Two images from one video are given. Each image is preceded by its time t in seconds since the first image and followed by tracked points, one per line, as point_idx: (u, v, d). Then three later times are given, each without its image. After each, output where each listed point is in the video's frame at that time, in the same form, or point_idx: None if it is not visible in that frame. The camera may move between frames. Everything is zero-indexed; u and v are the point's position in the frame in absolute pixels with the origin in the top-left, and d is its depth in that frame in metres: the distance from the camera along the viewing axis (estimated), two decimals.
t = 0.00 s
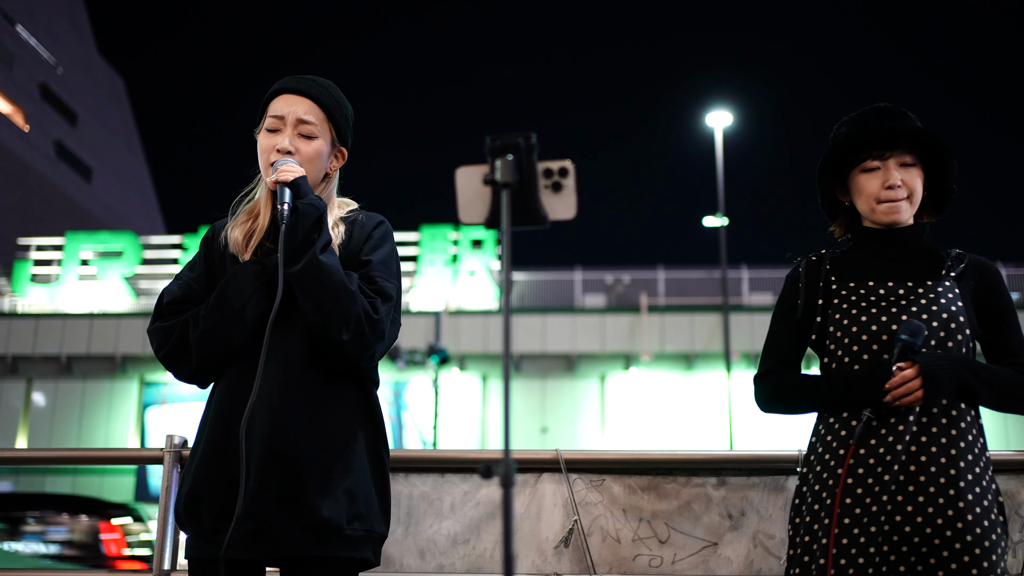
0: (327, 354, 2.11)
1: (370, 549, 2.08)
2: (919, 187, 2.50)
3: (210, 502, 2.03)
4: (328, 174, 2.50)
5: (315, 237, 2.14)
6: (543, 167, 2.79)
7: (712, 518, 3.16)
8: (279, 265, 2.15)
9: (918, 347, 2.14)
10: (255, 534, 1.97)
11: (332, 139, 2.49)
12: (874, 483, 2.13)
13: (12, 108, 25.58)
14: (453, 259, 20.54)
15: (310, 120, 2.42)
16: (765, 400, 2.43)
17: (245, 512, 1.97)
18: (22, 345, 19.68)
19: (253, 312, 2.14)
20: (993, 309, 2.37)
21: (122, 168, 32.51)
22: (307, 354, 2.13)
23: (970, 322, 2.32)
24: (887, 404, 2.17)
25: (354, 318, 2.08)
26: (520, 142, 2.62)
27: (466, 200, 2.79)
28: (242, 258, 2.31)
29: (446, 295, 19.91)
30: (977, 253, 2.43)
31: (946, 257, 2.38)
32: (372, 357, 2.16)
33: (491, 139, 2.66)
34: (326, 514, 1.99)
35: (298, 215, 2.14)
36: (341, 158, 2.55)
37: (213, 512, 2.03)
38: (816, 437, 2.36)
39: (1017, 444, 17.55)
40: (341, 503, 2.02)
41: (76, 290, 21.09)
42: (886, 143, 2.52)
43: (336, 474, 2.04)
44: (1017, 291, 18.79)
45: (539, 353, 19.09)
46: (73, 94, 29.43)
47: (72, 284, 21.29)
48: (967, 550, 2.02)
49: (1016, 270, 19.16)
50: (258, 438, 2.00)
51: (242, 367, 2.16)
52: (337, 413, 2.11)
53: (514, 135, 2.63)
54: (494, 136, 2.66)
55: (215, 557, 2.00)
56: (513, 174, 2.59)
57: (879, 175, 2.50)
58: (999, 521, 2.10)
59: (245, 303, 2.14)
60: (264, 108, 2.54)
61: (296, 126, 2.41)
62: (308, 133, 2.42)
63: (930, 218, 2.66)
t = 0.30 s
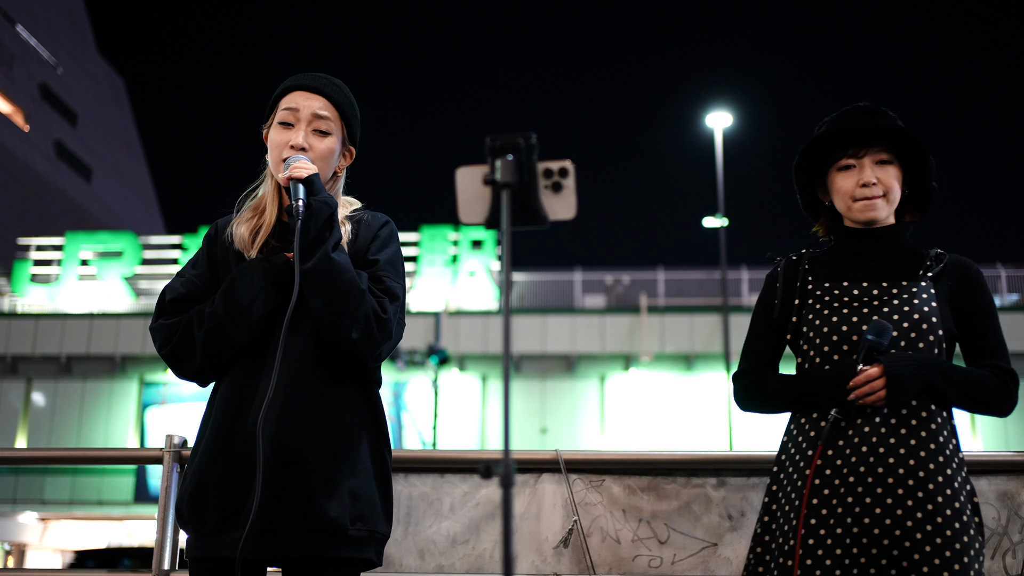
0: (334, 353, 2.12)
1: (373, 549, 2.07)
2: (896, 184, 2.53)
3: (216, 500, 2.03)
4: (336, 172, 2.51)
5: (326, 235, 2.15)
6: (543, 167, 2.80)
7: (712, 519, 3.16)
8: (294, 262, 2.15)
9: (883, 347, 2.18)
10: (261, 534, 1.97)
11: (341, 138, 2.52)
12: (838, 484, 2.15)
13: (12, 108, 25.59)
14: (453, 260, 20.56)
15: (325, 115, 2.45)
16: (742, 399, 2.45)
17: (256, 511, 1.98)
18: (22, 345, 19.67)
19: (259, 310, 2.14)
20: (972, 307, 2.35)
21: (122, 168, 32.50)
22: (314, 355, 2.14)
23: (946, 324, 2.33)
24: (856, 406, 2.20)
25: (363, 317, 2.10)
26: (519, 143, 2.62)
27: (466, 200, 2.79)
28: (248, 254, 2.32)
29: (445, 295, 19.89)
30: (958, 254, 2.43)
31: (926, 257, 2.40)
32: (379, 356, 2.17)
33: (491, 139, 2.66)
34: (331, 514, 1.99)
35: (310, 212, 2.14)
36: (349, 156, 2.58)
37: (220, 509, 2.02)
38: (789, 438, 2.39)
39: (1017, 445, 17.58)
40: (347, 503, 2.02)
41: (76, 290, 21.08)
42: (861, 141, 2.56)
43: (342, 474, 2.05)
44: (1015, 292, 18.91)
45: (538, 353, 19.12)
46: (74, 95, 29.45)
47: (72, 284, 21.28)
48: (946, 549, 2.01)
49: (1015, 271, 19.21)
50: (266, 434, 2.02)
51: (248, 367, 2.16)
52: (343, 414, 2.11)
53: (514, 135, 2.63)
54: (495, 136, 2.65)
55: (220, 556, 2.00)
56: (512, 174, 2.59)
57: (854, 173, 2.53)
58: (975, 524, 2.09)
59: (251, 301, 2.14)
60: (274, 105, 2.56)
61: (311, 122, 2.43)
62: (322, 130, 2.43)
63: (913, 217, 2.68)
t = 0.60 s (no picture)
0: (342, 353, 2.13)
1: (375, 549, 2.08)
2: (874, 182, 2.53)
3: (219, 496, 2.02)
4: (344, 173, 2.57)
5: (338, 233, 2.16)
6: (543, 167, 2.80)
7: (711, 519, 3.16)
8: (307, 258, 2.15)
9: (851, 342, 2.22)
10: (265, 533, 1.97)
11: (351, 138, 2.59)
12: (814, 485, 2.19)
13: (12, 108, 25.60)
14: (453, 260, 20.58)
15: (340, 114, 2.50)
16: (723, 398, 2.48)
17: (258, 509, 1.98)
18: (21, 346, 19.67)
19: (267, 306, 2.15)
20: (952, 311, 2.40)
21: (122, 168, 32.49)
22: (319, 353, 2.15)
23: (923, 326, 2.35)
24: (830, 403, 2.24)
25: (370, 317, 2.11)
26: (519, 142, 2.62)
27: (467, 199, 2.79)
28: (253, 252, 2.33)
29: (445, 296, 19.90)
30: (941, 255, 2.47)
31: (906, 258, 2.44)
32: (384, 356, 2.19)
33: (491, 139, 2.66)
34: (336, 515, 2.00)
35: (325, 208, 2.16)
36: (356, 157, 2.67)
37: (224, 507, 2.02)
38: (767, 437, 2.42)
39: (1017, 445, 17.61)
40: (349, 503, 2.03)
41: (75, 291, 21.08)
42: (838, 140, 2.58)
43: (345, 474, 2.06)
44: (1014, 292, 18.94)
45: (538, 354, 19.12)
46: (74, 95, 29.46)
47: (72, 284, 21.28)
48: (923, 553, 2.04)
49: (1015, 272, 19.22)
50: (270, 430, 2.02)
51: (254, 368, 2.16)
52: (344, 414, 2.12)
53: (514, 135, 2.64)
54: (495, 135, 2.66)
55: (221, 554, 2.00)
56: (512, 174, 2.59)
57: (832, 171, 2.55)
58: (952, 527, 2.13)
59: (261, 298, 2.15)
60: (285, 101, 2.59)
61: (326, 120, 2.47)
62: (336, 130, 2.48)
63: (895, 218, 2.67)
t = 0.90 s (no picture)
0: (344, 353, 2.14)
1: (374, 550, 2.08)
2: (856, 177, 2.57)
3: (222, 498, 2.02)
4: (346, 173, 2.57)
5: (345, 231, 2.16)
6: (542, 167, 2.79)
7: (711, 520, 3.15)
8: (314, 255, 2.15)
9: (834, 344, 2.21)
10: (271, 534, 1.96)
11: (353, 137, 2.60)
12: (798, 486, 2.19)
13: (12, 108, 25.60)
14: (453, 260, 20.58)
15: (348, 115, 2.50)
16: (705, 396, 2.48)
17: (258, 510, 1.98)
18: (21, 346, 19.67)
19: (273, 304, 2.15)
20: (939, 312, 2.39)
21: (122, 168, 32.49)
22: (321, 351, 2.15)
23: (907, 329, 2.36)
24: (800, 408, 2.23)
25: (374, 315, 2.12)
26: (518, 142, 2.62)
27: (466, 200, 2.79)
28: (257, 248, 2.32)
29: (445, 296, 19.89)
30: (925, 256, 2.48)
31: (892, 258, 2.45)
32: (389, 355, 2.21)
33: (490, 139, 2.66)
34: (338, 516, 2.00)
35: (334, 205, 2.16)
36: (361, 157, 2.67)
37: (225, 507, 2.02)
38: (752, 437, 2.42)
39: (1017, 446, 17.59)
40: (351, 502, 2.04)
41: (75, 290, 21.08)
42: (817, 139, 2.65)
43: (346, 474, 2.06)
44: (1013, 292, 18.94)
45: (538, 354, 19.11)
46: (74, 96, 29.47)
47: (72, 285, 21.28)
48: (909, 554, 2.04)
49: (1015, 272, 19.24)
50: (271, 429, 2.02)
51: (255, 366, 2.16)
52: (344, 414, 2.12)
53: (512, 135, 2.64)
54: (494, 136, 2.65)
55: (220, 554, 1.99)
56: (511, 174, 2.58)
57: (813, 168, 2.60)
58: (937, 528, 2.14)
59: (264, 296, 2.14)
60: (290, 100, 2.59)
61: (335, 120, 2.48)
62: (345, 128, 2.49)
63: (882, 217, 2.68)
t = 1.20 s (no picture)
0: (341, 347, 2.14)
1: (373, 550, 2.07)
2: (843, 176, 2.60)
3: (222, 495, 2.02)
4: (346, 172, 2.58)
5: (339, 225, 2.16)
6: (542, 167, 2.80)
7: (711, 520, 3.15)
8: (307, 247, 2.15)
9: (840, 351, 2.19)
10: (272, 532, 1.97)
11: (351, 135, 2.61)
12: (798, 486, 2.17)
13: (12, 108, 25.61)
14: (452, 261, 20.59)
15: (346, 112, 2.51)
16: (695, 396, 2.45)
17: (255, 509, 1.98)
18: (21, 346, 19.67)
19: (267, 298, 2.15)
20: (928, 313, 2.40)
21: (121, 168, 32.49)
22: (320, 347, 2.16)
23: (898, 331, 2.37)
24: (792, 407, 2.24)
25: (368, 307, 2.11)
26: (518, 142, 2.62)
27: (465, 200, 2.79)
28: (255, 245, 2.32)
29: (445, 296, 19.90)
30: (913, 257, 2.49)
31: (882, 261, 2.46)
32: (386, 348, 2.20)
33: (490, 139, 2.66)
34: (336, 512, 2.00)
35: (325, 199, 2.16)
36: (360, 157, 2.67)
37: (229, 506, 2.01)
38: (744, 439, 2.41)
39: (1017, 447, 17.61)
40: (347, 500, 2.04)
41: (75, 290, 21.07)
42: (803, 140, 2.68)
43: (343, 472, 2.05)
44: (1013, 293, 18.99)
45: (537, 355, 19.11)
46: (74, 96, 29.49)
47: (72, 284, 21.28)
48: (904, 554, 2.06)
49: (1014, 273, 19.26)
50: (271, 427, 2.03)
51: (250, 363, 2.16)
52: (343, 411, 2.12)
53: (512, 135, 2.64)
54: (494, 136, 2.66)
55: (222, 553, 1.99)
56: (511, 174, 2.59)
57: (799, 170, 2.63)
58: (930, 529, 2.15)
59: (259, 290, 2.15)
60: (289, 101, 2.60)
61: (333, 116, 2.48)
62: (341, 124, 2.48)
63: (872, 216, 2.71)
